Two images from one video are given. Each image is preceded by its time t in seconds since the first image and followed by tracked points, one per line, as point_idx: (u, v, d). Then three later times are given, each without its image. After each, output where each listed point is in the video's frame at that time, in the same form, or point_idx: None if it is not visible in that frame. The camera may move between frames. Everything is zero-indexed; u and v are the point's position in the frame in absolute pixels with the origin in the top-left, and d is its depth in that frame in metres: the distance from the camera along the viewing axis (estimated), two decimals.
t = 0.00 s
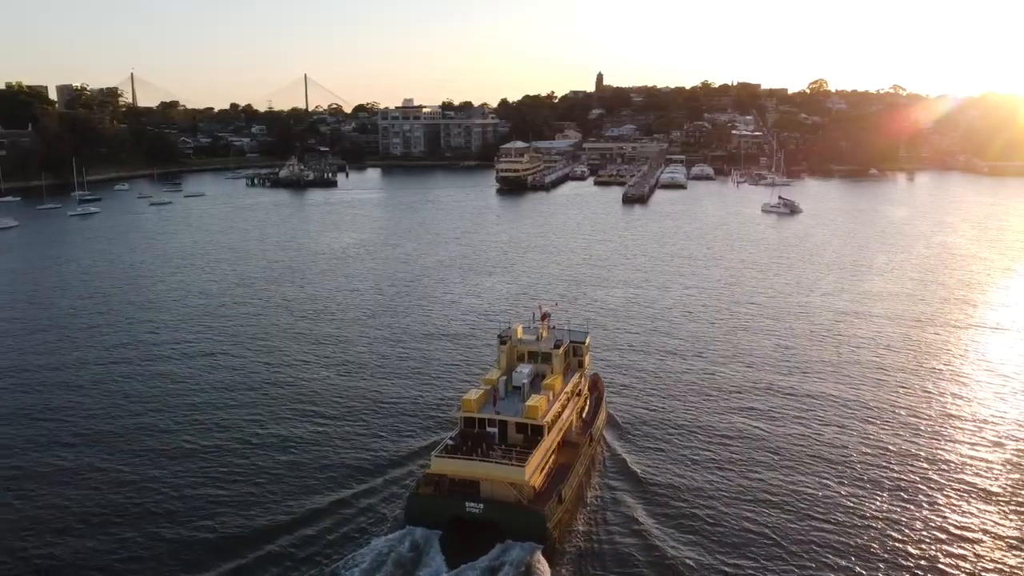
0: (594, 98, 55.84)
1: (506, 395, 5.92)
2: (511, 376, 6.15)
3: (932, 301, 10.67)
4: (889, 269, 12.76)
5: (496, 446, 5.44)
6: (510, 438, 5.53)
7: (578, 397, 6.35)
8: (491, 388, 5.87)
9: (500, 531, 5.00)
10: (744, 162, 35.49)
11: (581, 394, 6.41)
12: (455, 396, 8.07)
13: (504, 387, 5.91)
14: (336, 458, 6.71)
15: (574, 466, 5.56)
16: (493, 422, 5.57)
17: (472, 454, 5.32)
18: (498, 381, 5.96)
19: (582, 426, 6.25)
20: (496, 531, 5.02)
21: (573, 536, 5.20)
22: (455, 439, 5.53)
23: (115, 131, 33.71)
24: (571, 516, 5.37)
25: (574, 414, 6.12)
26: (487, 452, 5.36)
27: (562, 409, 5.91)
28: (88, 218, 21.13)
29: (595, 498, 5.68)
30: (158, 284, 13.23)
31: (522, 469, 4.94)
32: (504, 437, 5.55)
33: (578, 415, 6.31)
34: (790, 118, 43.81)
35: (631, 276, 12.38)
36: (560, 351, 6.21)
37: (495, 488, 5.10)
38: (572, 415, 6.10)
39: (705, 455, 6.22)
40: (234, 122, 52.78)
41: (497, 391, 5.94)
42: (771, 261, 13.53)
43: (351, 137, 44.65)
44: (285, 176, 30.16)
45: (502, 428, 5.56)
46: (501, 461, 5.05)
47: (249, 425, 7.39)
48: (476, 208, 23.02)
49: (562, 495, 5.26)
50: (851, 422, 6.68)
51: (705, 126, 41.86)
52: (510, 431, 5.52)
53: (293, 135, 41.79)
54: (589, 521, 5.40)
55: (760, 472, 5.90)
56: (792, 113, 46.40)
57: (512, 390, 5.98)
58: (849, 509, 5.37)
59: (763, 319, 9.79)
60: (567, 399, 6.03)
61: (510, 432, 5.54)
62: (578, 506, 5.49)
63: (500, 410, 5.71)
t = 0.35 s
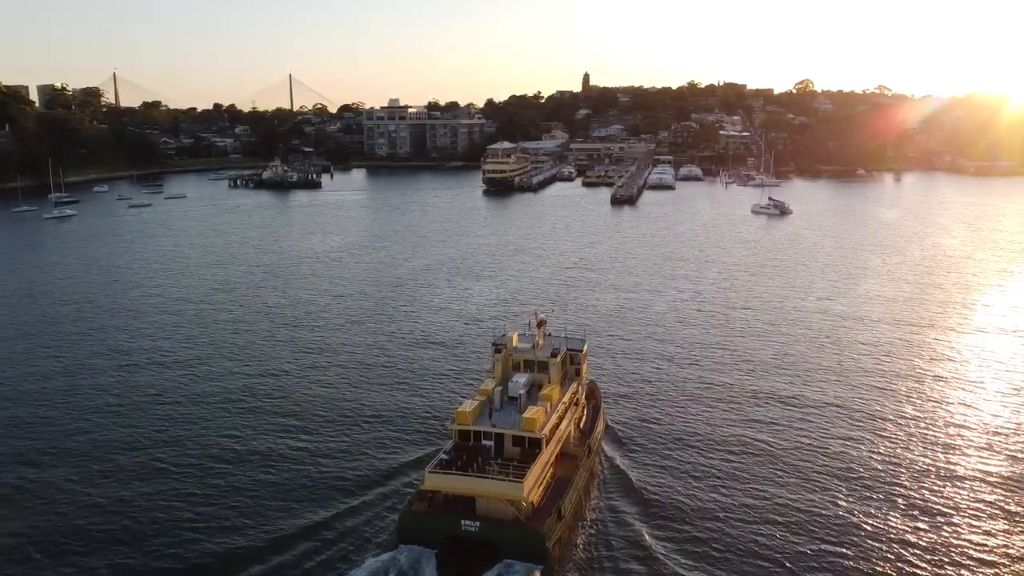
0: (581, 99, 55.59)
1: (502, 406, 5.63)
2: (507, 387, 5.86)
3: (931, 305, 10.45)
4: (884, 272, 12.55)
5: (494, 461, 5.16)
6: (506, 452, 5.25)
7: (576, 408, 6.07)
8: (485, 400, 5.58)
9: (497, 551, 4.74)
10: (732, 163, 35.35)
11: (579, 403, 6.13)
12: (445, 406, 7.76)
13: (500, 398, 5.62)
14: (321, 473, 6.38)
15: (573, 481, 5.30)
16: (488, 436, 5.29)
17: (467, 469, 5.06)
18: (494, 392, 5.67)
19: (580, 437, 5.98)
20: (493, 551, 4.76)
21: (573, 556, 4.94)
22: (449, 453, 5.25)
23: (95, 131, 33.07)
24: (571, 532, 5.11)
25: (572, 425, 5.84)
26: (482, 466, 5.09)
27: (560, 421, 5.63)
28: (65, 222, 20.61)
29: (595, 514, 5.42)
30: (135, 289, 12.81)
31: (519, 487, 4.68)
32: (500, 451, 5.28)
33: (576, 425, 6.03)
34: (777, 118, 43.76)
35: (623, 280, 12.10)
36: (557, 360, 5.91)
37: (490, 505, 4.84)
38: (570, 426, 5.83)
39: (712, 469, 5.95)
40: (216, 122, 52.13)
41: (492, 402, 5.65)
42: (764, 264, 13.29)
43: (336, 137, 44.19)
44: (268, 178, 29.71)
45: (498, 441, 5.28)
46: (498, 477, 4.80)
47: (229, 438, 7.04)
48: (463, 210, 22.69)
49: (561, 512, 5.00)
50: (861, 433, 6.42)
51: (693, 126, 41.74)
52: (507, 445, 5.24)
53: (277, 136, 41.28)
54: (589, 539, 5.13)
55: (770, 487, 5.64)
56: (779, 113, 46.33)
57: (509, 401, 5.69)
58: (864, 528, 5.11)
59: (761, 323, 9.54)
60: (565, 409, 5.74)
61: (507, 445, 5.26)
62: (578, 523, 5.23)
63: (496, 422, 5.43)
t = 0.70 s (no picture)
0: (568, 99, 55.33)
1: (498, 418, 5.32)
2: (502, 397, 5.55)
3: (929, 308, 10.24)
4: (879, 274, 12.34)
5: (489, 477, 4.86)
6: (503, 466, 4.94)
7: (573, 419, 5.78)
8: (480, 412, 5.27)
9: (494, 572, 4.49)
10: (719, 163, 35.20)
11: (576, 414, 5.84)
12: (433, 416, 7.43)
13: (495, 409, 5.31)
14: (302, 491, 6.05)
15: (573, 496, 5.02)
16: (483, 450, 4.98)
17: (462, 486, 4.77)
18: (488, 403, 5.36)
19: (578, 449, 5.69)
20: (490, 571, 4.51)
21: None
22: (443, 469, 4.94)
23: (75, 132, 32.49)
24: (571, 551, 4.83)
25: (569, 437, 5.55)
26: (477, 481, 4.82)
27: (558, 433, 5.34)
28: (41, 224, 20.10)
29: (594, 532, 5.15)
30: (111, 295, 12.41)
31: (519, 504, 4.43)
32: (496, 465, 4.97)
33: (574, 437, 5.74)
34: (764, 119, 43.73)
35: (615, 284, 11.83)
36: (554, 369, 5.62)
37: (487, 523, 4.59)
38: (567, 438, 5.54)
39: (718, 482, 5.70)
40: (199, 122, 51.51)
41: (487, 414, 5.34)
42: (757, 267, 13.06)
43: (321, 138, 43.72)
44: (251, 179, 29.25)
45: (494, 455, 4.97)
46: (495, 494, 4.55)
47: (204, 453, 6.68)
48: (450, 212, 22.36)
49: (561, 530, 4.72)
50: (871, 443, 6.19)
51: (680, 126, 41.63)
52: (503, 459, 4.93)
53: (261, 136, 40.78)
54: (589, 559, 4.85)
55: (779, 503, 5.39)
56: (765, 113, 46.26)
57: (504, 413, 5.38)
58: (878, 548, 4.86)
59: (757, 329, 9.29)
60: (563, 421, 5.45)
61: (503, 460, 4.96)
62: (577, 541, 4.95)
63: (491, 435, 5.13)
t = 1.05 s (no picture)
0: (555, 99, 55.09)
1: (494, 431, 5.03)
2: (497, 408, 5.27)
3: (926, 312, 10.03)
4: (873, 277, 12.13)
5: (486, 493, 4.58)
6: (500, 481, 4.66)
7: (571, 430, 5.50)
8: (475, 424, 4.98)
9: None
10: (707, 164, 35.05)
11: (574, 425, 5.56)
12: (421, 428, 7.13)
13: (491, 421, 5.02)
14: (282, 511, 5.74)
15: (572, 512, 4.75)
16: (479, 465, 4.69)
17: (457, 504, 4.48)
18: (483, 415, 5.07)
19: (576, 462, 5.41)
20: None
21: None
22: (437, 485, 4.65)
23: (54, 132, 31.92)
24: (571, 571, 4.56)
25: (568, 449, 5.27)
26: (474, 499, 4.54)
27: (556, 446, 5.06)
28: (16, 227, 19.63)
29: (593, 551, 4.88)
30: (86, 301, 12.02)
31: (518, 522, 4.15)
32: (493, 481, 4.69)
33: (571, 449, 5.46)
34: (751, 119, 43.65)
35: (606, 288, 11.57)
36: (552, 378, 5.34)
37: (484, 544, 4.30)
38: (565, 451, 5.26)
39: (723, 499, 5.43)
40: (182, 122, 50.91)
41: (482, 426, 5.05)
42: (749, 270, 12.83)
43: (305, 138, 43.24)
44: (233, 180, 28.79)
45: (490, 470, 4.69)
46: (493, 512, 4.28)
47: (179, 471, 6.36)
48: (436, 213, 22.04)
49: (560, 548, 4.45)
50: (879, 457, 5.94)
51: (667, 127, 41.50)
52: (500, 474, 4.65)
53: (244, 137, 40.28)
54: None
55: (786, 523, 5.13)
56: (752, 113, 46.19)
57: (500, 425, 5.10)
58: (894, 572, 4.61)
59: (753, 334, 9.05)
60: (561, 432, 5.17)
61: (500, 474, 4.67)
62: (577, 559, 4.68)
63: (487, 448, 4.84)
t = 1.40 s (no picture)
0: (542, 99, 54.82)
1: (488, 444, 4.72)
2: (491, 420, 4.96)
3: (925, 316, 9.79)
4: (868, 280, 11.91)
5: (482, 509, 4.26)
6: (496, 498, 4.35)
7: (569, 442, 5.21)
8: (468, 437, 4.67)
9: None
10: (694, 164, 34.88)
11: (572, 436, 5.26)
12: (408, 442, 6.80)
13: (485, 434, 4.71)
14: (260, 535, 5.41)
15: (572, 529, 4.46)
16: (474, 481, 4.38)
17: (452, 524, 4.15)
18: (477, 427, 4.76)
19: (574, 475, 5.11)
20: None
21: None
22: (430, 502, 4.31)
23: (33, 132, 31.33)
24: None
25: (565, 462, 4.97)
26: (469, 517, 4.21)
27: (554, 460, 4.76)
28: None
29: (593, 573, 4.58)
30: (59, 308, 11.61)
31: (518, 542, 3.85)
32: (489, 497, 4.37)
33: (569, 462, 5.16)
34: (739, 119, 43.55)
35: (597, 293, 11.29)
36: (549, 389, 5.03)
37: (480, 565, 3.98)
38: (563, 464, 4.96)
39: (728, 519, 5.16)
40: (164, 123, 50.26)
41: (476, 440, 4.74)
42: (742, 273, 12.59)
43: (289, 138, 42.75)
44: (215, 181, 28.31)
45: (486, 486, 4.38)
46: (490, 533, 3.97)
47: (150, 491, 6.01)
48: (422, 215, 21.71)
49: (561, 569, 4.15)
50: (889, 473, 5.68)
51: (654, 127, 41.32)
52: (496, 490, 4.34)
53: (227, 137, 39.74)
54: None
55: (795, 545, 4.86)
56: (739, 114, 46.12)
57: (495, 438, 4.79)
58: None
59: (748, 341, 8.79)
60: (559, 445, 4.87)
61: (496, 490, 4.36)
62: None
63: (482, 463, 4.53)
